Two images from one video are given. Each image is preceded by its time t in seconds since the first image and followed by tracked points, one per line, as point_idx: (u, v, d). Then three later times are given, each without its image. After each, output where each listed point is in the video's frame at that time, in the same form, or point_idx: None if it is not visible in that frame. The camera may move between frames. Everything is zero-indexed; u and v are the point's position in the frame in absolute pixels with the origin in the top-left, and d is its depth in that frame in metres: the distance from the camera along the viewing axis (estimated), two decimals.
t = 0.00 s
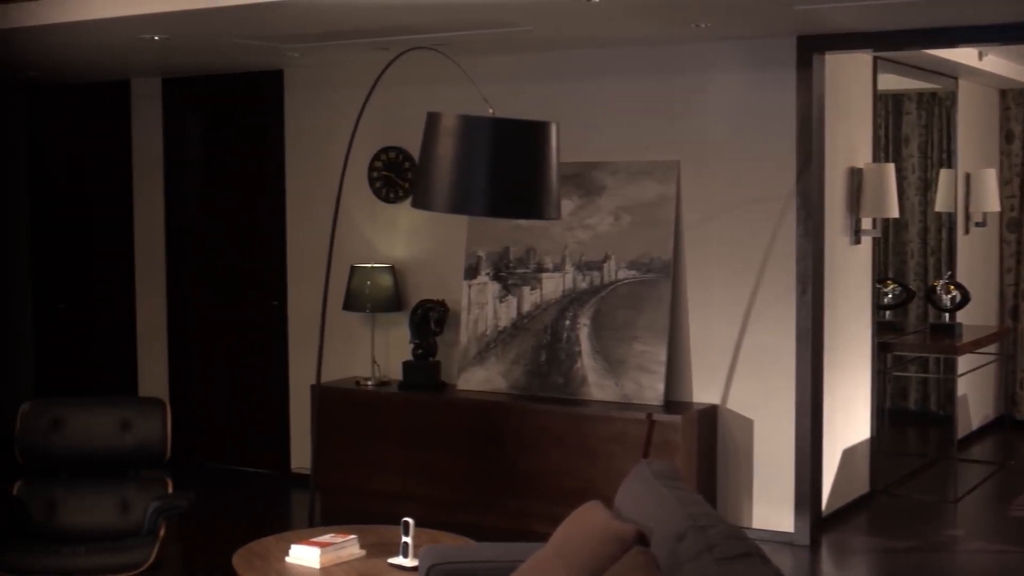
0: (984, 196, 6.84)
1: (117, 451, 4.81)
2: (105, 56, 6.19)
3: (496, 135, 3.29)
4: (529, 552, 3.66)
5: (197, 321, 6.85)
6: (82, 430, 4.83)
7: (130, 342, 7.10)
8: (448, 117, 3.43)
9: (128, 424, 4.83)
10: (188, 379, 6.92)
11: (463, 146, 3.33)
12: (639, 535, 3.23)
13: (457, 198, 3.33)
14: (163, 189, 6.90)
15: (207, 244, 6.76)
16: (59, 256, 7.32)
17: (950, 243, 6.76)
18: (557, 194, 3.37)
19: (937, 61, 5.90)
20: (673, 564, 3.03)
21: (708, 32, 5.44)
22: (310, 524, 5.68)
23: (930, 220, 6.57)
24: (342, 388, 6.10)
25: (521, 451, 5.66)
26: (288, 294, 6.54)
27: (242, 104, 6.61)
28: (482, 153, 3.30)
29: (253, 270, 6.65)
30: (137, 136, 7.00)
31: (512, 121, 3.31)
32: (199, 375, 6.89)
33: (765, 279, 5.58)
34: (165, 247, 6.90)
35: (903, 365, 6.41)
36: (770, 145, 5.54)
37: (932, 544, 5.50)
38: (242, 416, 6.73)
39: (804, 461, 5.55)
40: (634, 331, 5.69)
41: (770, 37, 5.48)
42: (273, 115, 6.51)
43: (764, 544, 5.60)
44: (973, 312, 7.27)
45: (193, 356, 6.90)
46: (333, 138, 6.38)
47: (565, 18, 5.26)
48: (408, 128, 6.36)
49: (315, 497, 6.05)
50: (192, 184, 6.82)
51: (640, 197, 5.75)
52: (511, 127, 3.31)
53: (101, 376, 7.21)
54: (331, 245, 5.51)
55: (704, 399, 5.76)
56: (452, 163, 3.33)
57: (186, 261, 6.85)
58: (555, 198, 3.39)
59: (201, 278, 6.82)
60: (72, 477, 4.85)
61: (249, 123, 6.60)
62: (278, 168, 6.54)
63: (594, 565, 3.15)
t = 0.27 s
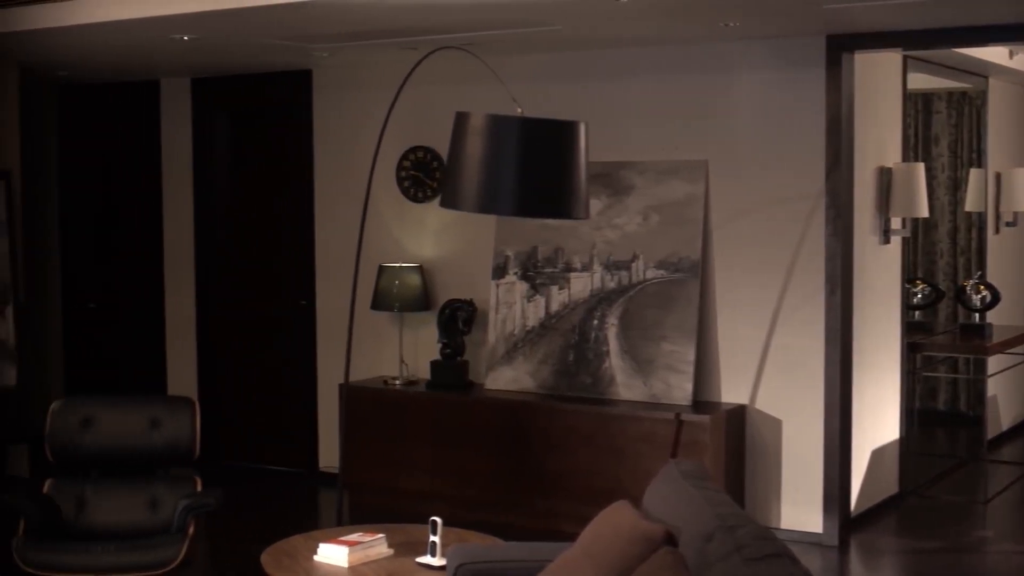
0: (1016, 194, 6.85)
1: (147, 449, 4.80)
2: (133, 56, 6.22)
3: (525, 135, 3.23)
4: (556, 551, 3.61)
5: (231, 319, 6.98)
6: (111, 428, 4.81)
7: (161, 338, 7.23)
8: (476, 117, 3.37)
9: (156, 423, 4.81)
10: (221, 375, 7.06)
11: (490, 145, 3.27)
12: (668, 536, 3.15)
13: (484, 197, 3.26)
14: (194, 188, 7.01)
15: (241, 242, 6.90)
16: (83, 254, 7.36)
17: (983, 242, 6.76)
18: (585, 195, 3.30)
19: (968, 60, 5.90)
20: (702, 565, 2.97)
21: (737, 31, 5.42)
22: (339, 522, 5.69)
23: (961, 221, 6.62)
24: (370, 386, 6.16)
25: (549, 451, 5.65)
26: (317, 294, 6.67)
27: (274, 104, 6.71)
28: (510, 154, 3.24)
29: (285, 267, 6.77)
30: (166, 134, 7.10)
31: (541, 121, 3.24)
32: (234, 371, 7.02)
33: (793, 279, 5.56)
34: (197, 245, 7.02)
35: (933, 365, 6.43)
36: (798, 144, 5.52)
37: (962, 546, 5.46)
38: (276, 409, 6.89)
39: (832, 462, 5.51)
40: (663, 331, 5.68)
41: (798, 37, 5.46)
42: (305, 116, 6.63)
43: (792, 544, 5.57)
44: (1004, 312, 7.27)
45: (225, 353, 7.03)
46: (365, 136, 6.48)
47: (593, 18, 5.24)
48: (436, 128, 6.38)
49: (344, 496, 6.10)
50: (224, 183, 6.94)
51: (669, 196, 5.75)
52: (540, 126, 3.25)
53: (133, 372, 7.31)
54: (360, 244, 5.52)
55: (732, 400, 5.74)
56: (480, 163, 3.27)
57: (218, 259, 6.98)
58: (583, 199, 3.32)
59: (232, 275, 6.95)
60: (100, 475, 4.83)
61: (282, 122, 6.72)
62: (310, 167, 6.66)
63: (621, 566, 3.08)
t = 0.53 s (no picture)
0: None
1: (181, 448, 4.70)
2: (164, 57, 6.25)
3: (558, 134, 3.14)
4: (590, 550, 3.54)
5: (261, 318, 7.01)
6: (144, 427, 4.72)
7: (192, 337, 7.27)
8: (507, 116, 3.27)
9: (190, 421, 4.70)
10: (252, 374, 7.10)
11: (522, 144, 3.17)
12: (698, 537, 3.06)
13: (516, 198, 3.16)
14: (225, 189, 7.05)
15: (272, 242, 6.93)
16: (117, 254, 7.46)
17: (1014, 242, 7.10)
18: (618, 196, 3.20)
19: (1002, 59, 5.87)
20: (734, 565, 2.88)
21: (770, 31, 5.39)
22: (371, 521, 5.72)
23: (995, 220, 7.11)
24: (400, 384, 6.19)
25: (581, 450, 5.65)
26: (349, 293, 6.70)
27: (305, 104, 6.75)
28: (544, 154, 3.14)
29: (316, 267, 6.80)
30: (198, 135, 7.14)
31: (574, 121, 3.14)
32: (264, 370, 7.06)
33: (826, 279, 5.54)
34: (227, 245, 7.06)
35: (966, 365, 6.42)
36: (831, 144, 5.50)
37: (998, 548, 5.40)
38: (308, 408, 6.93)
39: (864, 463, 5.48)
40: (694, 331, 5.67)
41: (831, 36, 5.44)
42: (336, 117, 6.67)
43: (825, 545, 5.54)
44: None
45: (255, 352, 7.06)
46: (397, 136, 6.51)
47: (623, 19, 5.21)
48: (467, 127, 6.40)
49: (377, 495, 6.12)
50: (254, 183, 6.97)
51: (701, 196, 5.74)
52: (573, 125, 3.15)
53: (163, 370, 7.39)
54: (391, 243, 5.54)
55: (765, 400, 5.71)
56: (512, 163, 3.17)
57: (249, 258, 7.02)
58: (616, 200, 3.22)
59: (263, 275, 6.99)
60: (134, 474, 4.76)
61: (313, 122, 6.75)
62: (341, 167, 6.69)
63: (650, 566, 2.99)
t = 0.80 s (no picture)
0: None
1: (212, 446, 4.73)
2: (197, 56, 6.30)
3: (589, 133, 3.14)
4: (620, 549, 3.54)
5: (292, 316, 7.05)
6: (175, 424, 4.75)
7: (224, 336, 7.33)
8: (539, 115, 3.28)
9: (221, 420, 4.73)
10: (283, 373, 7.14)
11: (553, 143, 3.18)
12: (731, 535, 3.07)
13: (547, 198, 3.17)
14: (258, 188, 7.10)
15: (303, 241, 6.98)
16: (152, 253, 7.57)
17: None
18: (649, 195, 3.19)
19: None
20: (765, 565, 2.88)
21: (803, 30, 5.36)
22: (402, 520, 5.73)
23: None
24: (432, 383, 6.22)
25: (612, 450, 5.65)
26: (379, 292, 6.73)
27: (336, 104, 6.79)
28: (574, 153, 3.14)
29: (347, 266, 6.84)
30: (230, 134, 7.19)
31: (605, 120, 3.15)
32: (296, 369, 7.10)
33: (858, 279, 5.51)
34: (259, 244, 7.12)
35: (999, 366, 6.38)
36: (863, 142, 5.47)
37: None
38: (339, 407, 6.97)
39: (896, 464, 5.45)
40: (726, 330, 5.66)
41: (863, 35, 5.41)
42: (367, 116, 6.70)
43: (857, 546, 5.51)
44: None
45: (286, 351, 7.11)
46: (428, 136, 6.54)
47: (654, 18, 5.19)
48: (498, 127, 6.41)
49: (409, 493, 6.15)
50: (286, 183, 7.02)
51: (732, 195, 5.72)
52: (604, 125, 3.15)
53: (196, 368, 7.46)
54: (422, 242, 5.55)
55: (797, 400, 5.68)
56: (544, 162, 3.18)
57: (280, 257, 7.07)
58: (647, 199, 3.21)
59: (295, 274, 7.03)
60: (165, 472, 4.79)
61: (345, 122, 6.79)
62: (372, 166, 6.72)
63: (682, 565, 3.01)
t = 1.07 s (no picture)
0: None
1: (240, 445, 4.76)
2: (224, 56, 6.33)
3: (614, 133, 3.14)
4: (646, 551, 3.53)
5: (318, 315, 7.09)
6: (202, 423, 4.78)
7: (249, 334, 7.37)
8: (565, 115, 3.29)
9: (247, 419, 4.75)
10: (308, 371, 7.18)
11: (579, 143, 3.18)
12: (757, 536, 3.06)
13: (573, 197, 3.17)
14: (284, 188, 7.14)
15: (330, 240, 7.01)
16: (179, 252, 7.63)
17: None
18: (675, 194, 3.19)
19: None
20: (791, 566, 2.87)
21: (830, 29, 5.33)
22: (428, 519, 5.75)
23: None
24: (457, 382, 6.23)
25: (638, 449, 5.65)
26: (405, 291, 6.75)
27: (362, 104, 6.82)
28: (599, 153, 3.15)
29: (373, 265, 6.86)
30: (256, 134, 7.22)
31: (630, 120, 3.15)
32: (321, 368, 7.13)
33: (884, 279, 5.48)
34: (285, 243, 7.16)
35: None
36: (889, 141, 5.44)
37: None
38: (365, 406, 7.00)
39: (923, 464, 5.42)
40: (752, 330, 5.65)
41: (889, 34, 5.38)
42: (393, 116, 6.73)
43: (883, 546, 5.49)
44: None
45: (312, 349, 7.14)
46: (453, 136, 6.55)
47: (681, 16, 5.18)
48: (523, 127, 6.42)
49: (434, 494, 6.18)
50: (312, 182, 7.05)
51: (758, 194, 5.70)
52: (630, 124, 3.15)
53: (223, 367, 7.51)
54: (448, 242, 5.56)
55: (823, 400, 5.66)
56: (570, 162, 3.19)
57: (306, 256, 7.10)
58: (673, 198, 3.21)
59: (321, 273, 7.07)
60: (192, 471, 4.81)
61: (370, 121, 6.82)
62: (398, 166, 6.75)
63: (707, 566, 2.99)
